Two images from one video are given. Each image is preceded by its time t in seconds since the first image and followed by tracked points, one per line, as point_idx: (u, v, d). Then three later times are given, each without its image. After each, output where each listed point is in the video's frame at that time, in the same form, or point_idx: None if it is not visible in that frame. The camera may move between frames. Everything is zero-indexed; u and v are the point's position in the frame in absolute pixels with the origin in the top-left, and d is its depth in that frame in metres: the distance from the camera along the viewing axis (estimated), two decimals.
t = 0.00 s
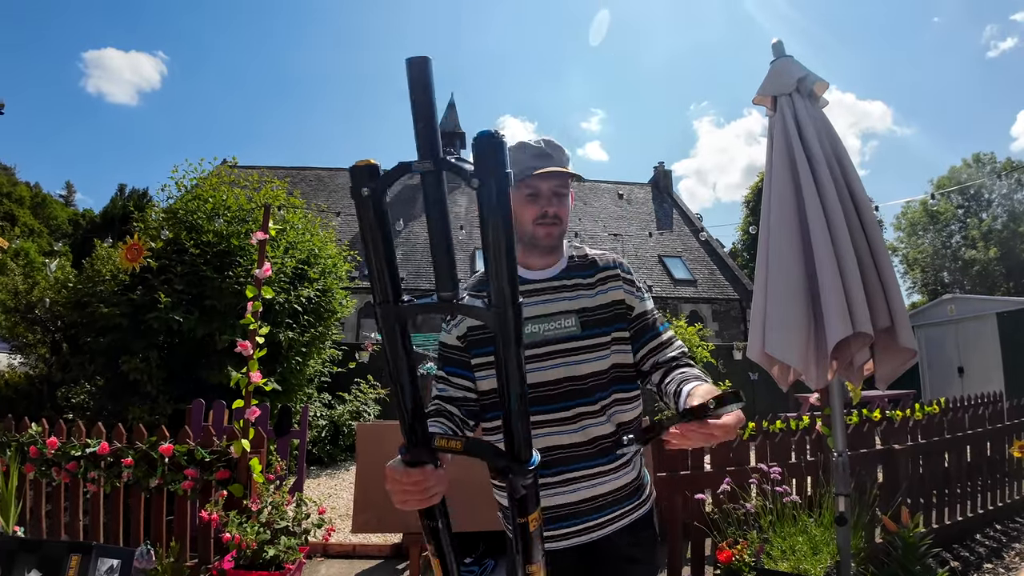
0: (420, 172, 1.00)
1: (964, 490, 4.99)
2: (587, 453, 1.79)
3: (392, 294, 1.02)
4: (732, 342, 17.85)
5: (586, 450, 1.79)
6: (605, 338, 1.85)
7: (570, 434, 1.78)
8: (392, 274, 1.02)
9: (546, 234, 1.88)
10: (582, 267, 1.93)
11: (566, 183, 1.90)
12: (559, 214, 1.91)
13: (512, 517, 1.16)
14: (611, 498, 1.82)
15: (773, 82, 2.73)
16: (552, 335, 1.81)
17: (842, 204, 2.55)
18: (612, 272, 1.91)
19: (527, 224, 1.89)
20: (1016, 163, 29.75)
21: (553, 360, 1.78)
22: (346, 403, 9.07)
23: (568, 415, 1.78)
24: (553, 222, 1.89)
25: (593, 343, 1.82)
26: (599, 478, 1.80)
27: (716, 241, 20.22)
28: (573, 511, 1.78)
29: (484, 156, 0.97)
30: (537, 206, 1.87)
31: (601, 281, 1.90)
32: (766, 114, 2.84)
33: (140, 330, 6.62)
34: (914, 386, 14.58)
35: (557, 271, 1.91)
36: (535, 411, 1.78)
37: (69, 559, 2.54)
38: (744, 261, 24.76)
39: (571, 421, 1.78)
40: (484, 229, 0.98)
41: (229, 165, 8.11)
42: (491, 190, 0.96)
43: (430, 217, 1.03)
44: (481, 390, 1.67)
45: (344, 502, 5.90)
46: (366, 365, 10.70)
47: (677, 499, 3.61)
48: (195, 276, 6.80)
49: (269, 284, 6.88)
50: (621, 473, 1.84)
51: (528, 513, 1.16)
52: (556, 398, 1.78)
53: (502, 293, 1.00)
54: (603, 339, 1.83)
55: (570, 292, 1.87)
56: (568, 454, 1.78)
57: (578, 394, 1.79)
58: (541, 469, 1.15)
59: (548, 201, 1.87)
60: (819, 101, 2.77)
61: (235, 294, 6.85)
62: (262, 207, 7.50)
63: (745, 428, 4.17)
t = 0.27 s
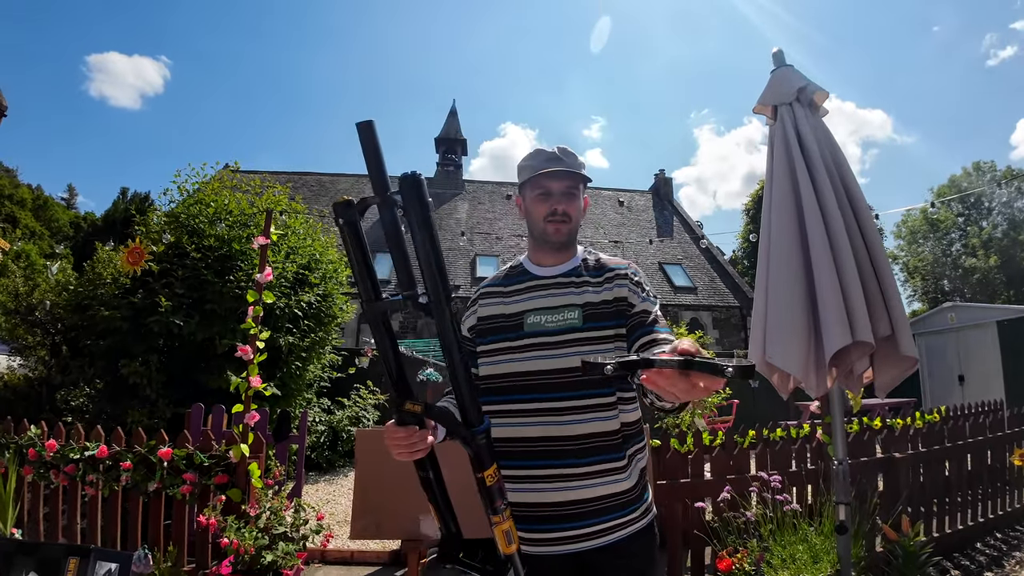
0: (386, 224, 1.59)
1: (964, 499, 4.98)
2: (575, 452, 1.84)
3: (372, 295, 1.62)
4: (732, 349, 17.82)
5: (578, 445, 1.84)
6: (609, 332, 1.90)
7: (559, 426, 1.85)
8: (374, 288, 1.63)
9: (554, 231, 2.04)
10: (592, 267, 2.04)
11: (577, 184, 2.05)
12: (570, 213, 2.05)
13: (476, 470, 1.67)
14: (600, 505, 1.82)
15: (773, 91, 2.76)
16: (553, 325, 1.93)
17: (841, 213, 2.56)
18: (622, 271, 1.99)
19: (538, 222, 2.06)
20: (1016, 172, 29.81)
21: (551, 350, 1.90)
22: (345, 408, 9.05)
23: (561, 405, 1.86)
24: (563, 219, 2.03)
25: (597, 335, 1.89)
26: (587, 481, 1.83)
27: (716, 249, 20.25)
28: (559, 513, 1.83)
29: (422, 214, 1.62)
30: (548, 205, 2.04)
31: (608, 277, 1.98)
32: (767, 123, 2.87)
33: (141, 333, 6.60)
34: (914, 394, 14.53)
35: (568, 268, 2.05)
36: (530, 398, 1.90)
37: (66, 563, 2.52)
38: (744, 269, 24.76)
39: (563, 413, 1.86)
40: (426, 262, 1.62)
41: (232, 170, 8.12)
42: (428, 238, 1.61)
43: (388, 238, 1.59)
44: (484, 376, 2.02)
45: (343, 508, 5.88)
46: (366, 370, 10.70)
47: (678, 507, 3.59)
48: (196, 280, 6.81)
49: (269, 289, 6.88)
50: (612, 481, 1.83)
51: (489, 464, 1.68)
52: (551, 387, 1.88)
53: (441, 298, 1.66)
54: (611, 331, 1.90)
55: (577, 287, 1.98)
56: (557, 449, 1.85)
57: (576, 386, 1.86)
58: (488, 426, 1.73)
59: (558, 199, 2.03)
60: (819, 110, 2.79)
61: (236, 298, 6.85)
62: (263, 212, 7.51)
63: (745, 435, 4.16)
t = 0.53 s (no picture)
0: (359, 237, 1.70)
1: (965, 506, 4.95)
2: (561, 452, 1.80)
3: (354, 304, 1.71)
4: (731, 355, 17.81)
5: (564, 445, 1.79)
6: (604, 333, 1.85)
7: (547, 425, 1.82)
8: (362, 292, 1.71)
9: (554, 236, 2.05)
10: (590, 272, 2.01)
11: (578, 192, 2.06)
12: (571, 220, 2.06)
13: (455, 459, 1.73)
14: (587, 511, 1.75)
15: (772, 97, 2.77)
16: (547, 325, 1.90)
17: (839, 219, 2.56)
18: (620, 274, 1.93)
19: (539, 227, 2.08)
20: (1015, 178, 29.88)
21: (544, 350, 1.87)
22: (343, 413, 9.03)
23: (551, 404, 1.83)
24: (563, 225, 2.04)
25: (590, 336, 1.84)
26: (572, 484, 1.78)
27: (716, 255, 20.27)
28: (546, 514, 1.80)
29: (382, 227, 1.70)
30: (548, 210, 2.05)
31: (605, 279, 1.93)
32: (766, 129, 2.87)
33: (139, 336, 6.58)
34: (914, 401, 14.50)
35: (571, 271, 2.03)
36: (522, 398, 1.89)
37: (60, 565, 2.51)
38: (744, 274, 24.77)
39: (552, 412, 1.82)
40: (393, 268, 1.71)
41: (232, 173, 8.14)
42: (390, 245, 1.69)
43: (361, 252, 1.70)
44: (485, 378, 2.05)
45: (340, 514, 5.85)
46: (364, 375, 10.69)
47: (676, 515, 3.57)
48: (195, 283, 6.80)
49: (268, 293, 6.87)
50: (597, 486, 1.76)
51: (468, 450, 1.72)
52: (543, 386, 1.85)
53: (406, 301, 1.72)
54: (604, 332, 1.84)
55: (573, 289, 1.95)
56: (544, 448, 1.82)
57: (567, 386, 1.82)
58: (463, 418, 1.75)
59: (559, 205, 2.04)
60: (818, 116, 2.80)
61: (235, 302, 6.84)
62: (263, 216, 7.51)
63: (745, 441, 4.15)
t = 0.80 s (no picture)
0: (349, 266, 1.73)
1: (963, 512, 4.94)
2: (550, 455, 1.79)
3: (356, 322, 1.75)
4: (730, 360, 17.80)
5: (550, 450, 1.79)
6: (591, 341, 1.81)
7: (535, 431, 1.82)
8: (364, 309, 1.72)
9: (547, 244, 2.03)
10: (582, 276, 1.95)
11: (572, 199, 2.05)
12: (564, 226, 2.04)
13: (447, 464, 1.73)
14: (576, 516, 1.74)
15: (769, 104, 2.79)
16: (535, 335, 1.88)
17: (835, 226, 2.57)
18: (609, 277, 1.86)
19: (532, 234, 2.06)
20: (1014, 184, 29.95)
21: (531, 360, 1.86)
22: (341, 418, 9.02)
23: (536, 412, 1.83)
24: (555, 232, 2.02)
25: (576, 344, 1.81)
26: (560, 488, 1.77)
27: (715, 260, 20.30)
28: (538, 516, 1.81)
29: (368, 254, 1.70)
30: (541, 217, 2.04)
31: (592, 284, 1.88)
32: (762, 136, 2.89)
33: (138, 340, 6.56)
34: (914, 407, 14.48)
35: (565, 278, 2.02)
36: (512, 408, 1.90)
37: (56, 569, 2.50)
38: (743, 280, 24.79)
39: (539, 419, 1.82)
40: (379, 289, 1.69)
41: (232, 177, 8.15)
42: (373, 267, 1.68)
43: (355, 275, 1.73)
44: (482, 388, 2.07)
45: (337, 519, 5.83)
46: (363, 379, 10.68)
47: (674, 521, 3.57)
48: (194, 287, 6.80)
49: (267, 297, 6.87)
50: (585, 493, 1.73)
51: (459, 458, 1.71)
52: (531, 396, 1.85)
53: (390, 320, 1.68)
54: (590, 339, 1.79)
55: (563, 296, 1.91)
56: (532, 452, 1.82)
57: (552, 395, 1.81)
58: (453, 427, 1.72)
59: (551, 212, 2.03)
60: (814, 123, 2.81)
61: (234, 306, 6.84)
62: (262, 221, 7.52)
63: (743, 447, 4.15)
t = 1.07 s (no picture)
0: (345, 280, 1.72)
1: (962, 517, 4.94)
2: (535, 462, 1.79)
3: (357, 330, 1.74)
4: (730, 364, 17.80)
5: (537, 456, 1.79)
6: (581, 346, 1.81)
7: (528, 437, 1.81)
8: (363, 319, 1.71)
9: (540, 247, 2.01)
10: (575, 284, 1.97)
11: (564, 202, 2.04)
12: (558, 230, 2.02)
13: (447, 472, 1.73)
14: (556, 524, 1.72)
15: (767, 109, 2.79)
16: (527, 339, 1.88)
17: (833, 231, 2.57)
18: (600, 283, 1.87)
19: (526, 238, 2.06)
20: (1013, 189, 30.03)
21: (521, 364, 1.87)
22: (340, 421, 9.02)
23: (526, 416, 1.83)
24: (548, 236, 2.00)
25: (566, 349, 1.81)
26: (547, 494, 1.75)
27: (714, 264, 20.33)
28: (521, 522, 1.80)
29: (361, 268, 1.69)
30: (534, 222, 2.02)
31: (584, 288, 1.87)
32: (761, 141, 2.90)
33: (136, 342, 6.54)
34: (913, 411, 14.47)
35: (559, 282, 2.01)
36: (504, 412, 1.90)
37: (54, 572, 2.51)
38: (742, 284, 24.81)
39: (528, 425, 1.83)
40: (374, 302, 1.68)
41: (232, 180, 8.16)
42: (366, 282, 1.67)
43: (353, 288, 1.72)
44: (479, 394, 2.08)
45: (335, 523, 5.82)
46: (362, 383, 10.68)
47: (672, 526, 3.57)
48: (193, 290, 6.80)
49: (266, 300, 6.87)
50: (565, 501, 1.71)
51: (459, 463, 1.71)
52: (521, 400, 1.85)
53: (387, 334, 1.68)
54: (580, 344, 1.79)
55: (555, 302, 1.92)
56: (521, 458, 1.83)
57: (541, 399, 1.81)
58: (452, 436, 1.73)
59: (544, 216, 2.01)
60: (813, 128, 2.82)
61: (233, 309, 6.84)
62: (262, 224, 7.52)
63: (742, 451, 4.15)
